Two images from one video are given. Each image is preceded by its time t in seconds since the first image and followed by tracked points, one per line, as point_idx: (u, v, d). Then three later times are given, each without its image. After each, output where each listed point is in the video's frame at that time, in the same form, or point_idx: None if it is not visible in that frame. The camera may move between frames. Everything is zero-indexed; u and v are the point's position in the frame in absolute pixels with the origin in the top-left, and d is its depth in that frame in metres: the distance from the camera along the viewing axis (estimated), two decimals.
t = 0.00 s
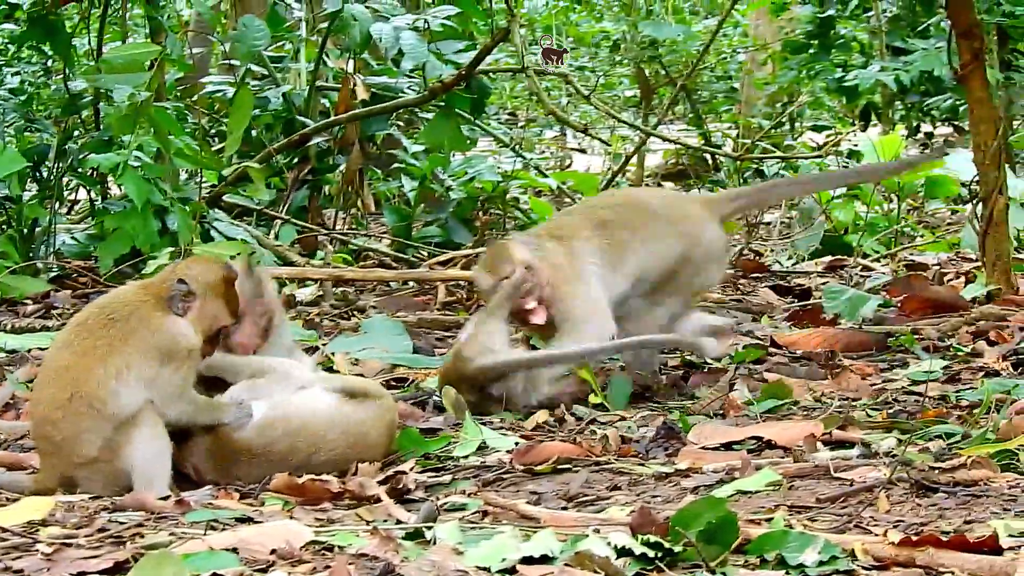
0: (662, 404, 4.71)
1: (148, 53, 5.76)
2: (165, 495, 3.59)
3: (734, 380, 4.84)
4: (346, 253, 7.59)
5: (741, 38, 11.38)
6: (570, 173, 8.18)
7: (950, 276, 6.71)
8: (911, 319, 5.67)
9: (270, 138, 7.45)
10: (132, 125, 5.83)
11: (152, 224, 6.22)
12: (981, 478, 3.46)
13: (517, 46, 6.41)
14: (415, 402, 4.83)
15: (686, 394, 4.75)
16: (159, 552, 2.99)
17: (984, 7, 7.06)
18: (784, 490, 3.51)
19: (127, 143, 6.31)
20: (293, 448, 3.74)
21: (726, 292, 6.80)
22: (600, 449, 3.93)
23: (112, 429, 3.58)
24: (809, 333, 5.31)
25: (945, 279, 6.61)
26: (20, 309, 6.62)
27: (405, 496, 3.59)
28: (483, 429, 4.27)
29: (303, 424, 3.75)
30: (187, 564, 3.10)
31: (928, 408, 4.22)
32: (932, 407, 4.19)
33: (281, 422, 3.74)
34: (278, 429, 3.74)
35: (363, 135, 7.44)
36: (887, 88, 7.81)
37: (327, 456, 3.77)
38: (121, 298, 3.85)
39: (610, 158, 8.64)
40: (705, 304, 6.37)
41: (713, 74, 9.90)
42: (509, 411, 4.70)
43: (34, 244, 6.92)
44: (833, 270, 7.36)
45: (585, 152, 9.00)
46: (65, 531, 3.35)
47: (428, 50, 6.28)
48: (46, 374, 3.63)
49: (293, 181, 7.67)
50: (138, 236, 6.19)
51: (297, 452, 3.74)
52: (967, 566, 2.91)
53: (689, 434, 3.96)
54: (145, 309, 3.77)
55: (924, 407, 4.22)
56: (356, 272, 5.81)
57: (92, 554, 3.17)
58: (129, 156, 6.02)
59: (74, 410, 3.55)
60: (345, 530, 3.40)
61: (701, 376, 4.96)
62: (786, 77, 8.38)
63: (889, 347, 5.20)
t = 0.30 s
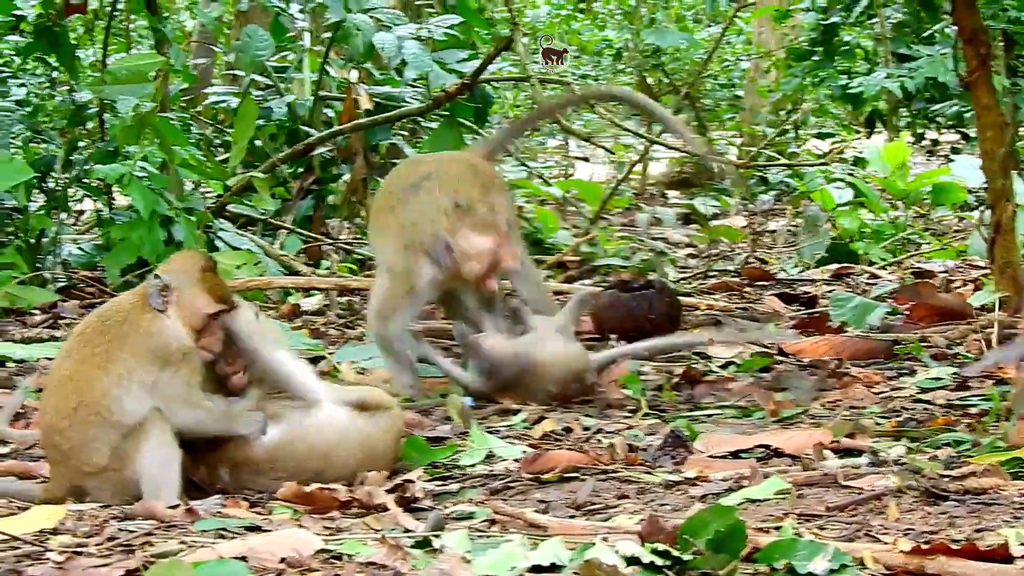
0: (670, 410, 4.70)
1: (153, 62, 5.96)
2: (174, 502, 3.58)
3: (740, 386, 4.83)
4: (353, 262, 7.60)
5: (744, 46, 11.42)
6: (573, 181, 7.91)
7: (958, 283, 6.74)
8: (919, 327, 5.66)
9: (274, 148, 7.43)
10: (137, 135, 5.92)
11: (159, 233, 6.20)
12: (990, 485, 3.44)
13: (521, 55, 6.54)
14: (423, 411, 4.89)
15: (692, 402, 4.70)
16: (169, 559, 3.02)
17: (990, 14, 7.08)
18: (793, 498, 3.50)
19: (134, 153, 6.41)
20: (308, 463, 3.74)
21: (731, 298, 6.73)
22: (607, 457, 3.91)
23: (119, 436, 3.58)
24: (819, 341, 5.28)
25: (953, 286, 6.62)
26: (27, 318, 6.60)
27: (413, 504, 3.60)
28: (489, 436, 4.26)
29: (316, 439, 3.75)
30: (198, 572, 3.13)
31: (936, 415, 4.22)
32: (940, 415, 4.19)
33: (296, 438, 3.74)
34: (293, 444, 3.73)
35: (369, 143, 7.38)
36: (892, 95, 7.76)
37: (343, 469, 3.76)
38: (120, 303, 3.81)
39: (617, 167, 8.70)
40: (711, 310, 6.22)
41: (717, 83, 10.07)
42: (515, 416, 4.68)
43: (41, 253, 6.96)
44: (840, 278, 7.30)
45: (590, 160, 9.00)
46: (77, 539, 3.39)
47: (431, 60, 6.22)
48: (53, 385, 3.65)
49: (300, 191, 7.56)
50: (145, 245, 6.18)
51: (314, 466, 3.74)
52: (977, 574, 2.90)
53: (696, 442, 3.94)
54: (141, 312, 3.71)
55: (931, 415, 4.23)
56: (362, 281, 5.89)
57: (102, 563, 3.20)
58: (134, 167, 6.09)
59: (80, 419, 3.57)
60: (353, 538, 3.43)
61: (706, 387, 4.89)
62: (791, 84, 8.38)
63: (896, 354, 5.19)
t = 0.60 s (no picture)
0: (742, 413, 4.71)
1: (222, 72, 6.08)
2: (249, 509, 3.61)
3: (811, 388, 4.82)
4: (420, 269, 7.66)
5: (814, 48, 11.35)
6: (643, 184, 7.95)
7: None
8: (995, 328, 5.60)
9: (343, 154, 7.50)
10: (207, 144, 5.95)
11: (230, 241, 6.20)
12: None
13: (592, 58, 6.64)
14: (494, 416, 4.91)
15: (765, 403, 4.69)
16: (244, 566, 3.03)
17: None
18: (868, 500, 3.49)
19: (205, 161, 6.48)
20: (385, 463, 3.83)
21: (804, 300, 6.78)
22: (680, 460, 3.91)
23: (196, 442, 3.60)
24: (891, 342, 5.30)
25: None
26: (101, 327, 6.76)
27: (487, 509, 3.62)
28: (562, 440, 4.30)
29: (394, 441, 3.88)
30: None
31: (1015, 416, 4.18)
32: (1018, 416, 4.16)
33: (372, 441, 3.85)
34: (370, 447, 3.84)
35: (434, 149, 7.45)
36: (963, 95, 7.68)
37: (417, 472, 3.86)
38: (193, 309, 3.85)
39: (688, 171, 8.60)
40: (783, 312, 6.35)
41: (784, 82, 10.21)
42: (588, 419, 4.67)
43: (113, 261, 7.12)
44: (912, 279, 7.25)
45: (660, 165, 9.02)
46: (151, 547, 3.41)
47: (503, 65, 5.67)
48: (128, 391, 3.68)
49: (370, 196, 7.61)
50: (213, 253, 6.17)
51: (388, 467, 3.83)
52: None
53: (770, 444, 3.94)
54: (218, 319, 3.76)
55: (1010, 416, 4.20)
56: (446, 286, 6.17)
57: (178, 570, 3.23)
58: (205, 176, 6.14)
59: (157, 425, 3.60)
60: (428, 544, 3.43)
61: (779, 390, 4.80)
62: (860, 85, 8.36)
63: (971, 355, 5.18)
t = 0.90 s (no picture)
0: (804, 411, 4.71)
1: (280, 77, 5.88)
2: (311, 514, 3.63)
3: (872, 390, 4.80)
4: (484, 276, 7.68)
5: (876, 51, 11.24)
6: (704, 189, 7.77)
7: None
8: None
9: (406, 160, 7.31)
10: (268, 149, 5.96)
11: (291, 247, 6.17)
12: None
13: (652, 63, 6.31)
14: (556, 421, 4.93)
15: (827, 408, 4.69)
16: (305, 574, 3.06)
17: None
18: (929, 503, 3.49)
19: (264, 167, 6.36)
20: (442, 459, 3.83)
21: (866, 305, 6.80)
22: (742, 466, 3.92)
23: (254, 444, 3.64)
24: (954, 348, 5.29)
25: None
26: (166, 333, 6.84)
27: (549, 514, 3.64)
28: (626, 446, 4.31)
29: (448, 438, 3.88)
30: None
31: None
32: None
33: (427, 438, 3.86)
34: (425, 445, 3.85)
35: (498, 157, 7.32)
36: None
37: (474, 470, 3.85)
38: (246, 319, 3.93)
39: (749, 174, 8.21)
40: (845, 316, 6.35)
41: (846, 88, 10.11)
42: (648, 424, 4.70)
43: (175, 268, 6.90)
44: (975, 284, 7.27)
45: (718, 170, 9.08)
46: (213, 553, 3.43)
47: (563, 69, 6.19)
48: (188, 398, 3.74)
49: (430, 203, 7.43)
50: (276, 260, 6.16)
51: (445, 464, 3.82)
52: None
53: (832, 449, 3.95)
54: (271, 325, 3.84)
55: None
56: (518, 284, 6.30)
57: None
58: (266, 180, 6.07)
59: (217, 429, 3.65)
60: (490, 549, 3.43)
61: (839, 394, 4.79)
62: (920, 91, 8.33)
63: None
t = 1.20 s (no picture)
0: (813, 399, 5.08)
1: (332, 98, 6.00)
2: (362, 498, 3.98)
3: (877, 381, 5.16)
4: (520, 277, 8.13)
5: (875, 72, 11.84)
6: (721, 199, 8.42)
7: None
8: None
9: (448, 172, 7.91)
10: (321, 164, 6.14)
11: (344, 253, 6.67)
12: None
13: (673, 83, 6.72)
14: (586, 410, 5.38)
15: (834, 397, 5.05)
16: (355, 554, 3.41)
17: None
18: (927, 484, 3.82)
19: (320, 179, 7.00)
20: (480, 449, 4.22)
21: (868, 302, 7.22)
22: (756, 451, 4.26)
23: (310, 432, 4.00)
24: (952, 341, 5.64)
25: None
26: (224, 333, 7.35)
27: (579, 495, 3.98)
28: (650, 433, 4.65)
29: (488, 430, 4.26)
30: (383, 560, 3.48)
31: None
32: None
33: (467, 432, 4.24)
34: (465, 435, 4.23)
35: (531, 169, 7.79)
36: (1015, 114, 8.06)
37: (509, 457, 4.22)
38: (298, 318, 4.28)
39: (762, 186, 8.78)
40: (849, 314, 6.74)
41: (852, 104, 10.70)
42: (670, 412, 5.07)
43: (238, 272, 7.67)
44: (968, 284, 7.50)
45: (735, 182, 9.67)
46: (272, 533, 3.76)
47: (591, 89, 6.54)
48: (250, 387, 4.10)
49: (470, 212, 8.06)
50: (330, 265, 6.65)
51: (483, 455, 4.21)
52: None
53: (838, 435, 4.28)
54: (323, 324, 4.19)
55: None
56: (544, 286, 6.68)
57: (297, 554, 3.57)
58: (319, 194, 6.62)
59: (276, 417, 4.00)
60: (526, 528, 3.76)
61: (844, 383, 5.15)
62: (919, 107, 8.92)
63: None
